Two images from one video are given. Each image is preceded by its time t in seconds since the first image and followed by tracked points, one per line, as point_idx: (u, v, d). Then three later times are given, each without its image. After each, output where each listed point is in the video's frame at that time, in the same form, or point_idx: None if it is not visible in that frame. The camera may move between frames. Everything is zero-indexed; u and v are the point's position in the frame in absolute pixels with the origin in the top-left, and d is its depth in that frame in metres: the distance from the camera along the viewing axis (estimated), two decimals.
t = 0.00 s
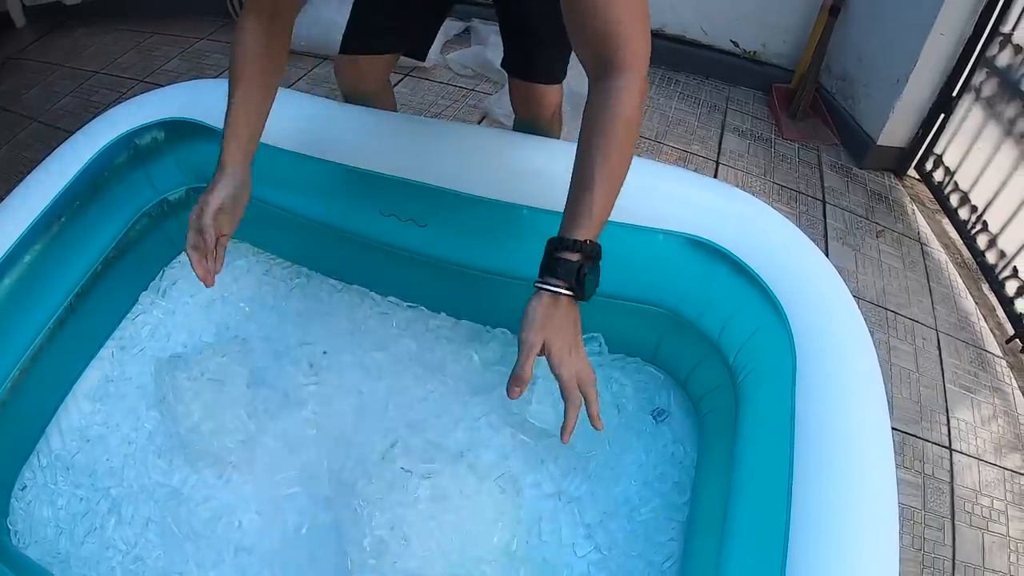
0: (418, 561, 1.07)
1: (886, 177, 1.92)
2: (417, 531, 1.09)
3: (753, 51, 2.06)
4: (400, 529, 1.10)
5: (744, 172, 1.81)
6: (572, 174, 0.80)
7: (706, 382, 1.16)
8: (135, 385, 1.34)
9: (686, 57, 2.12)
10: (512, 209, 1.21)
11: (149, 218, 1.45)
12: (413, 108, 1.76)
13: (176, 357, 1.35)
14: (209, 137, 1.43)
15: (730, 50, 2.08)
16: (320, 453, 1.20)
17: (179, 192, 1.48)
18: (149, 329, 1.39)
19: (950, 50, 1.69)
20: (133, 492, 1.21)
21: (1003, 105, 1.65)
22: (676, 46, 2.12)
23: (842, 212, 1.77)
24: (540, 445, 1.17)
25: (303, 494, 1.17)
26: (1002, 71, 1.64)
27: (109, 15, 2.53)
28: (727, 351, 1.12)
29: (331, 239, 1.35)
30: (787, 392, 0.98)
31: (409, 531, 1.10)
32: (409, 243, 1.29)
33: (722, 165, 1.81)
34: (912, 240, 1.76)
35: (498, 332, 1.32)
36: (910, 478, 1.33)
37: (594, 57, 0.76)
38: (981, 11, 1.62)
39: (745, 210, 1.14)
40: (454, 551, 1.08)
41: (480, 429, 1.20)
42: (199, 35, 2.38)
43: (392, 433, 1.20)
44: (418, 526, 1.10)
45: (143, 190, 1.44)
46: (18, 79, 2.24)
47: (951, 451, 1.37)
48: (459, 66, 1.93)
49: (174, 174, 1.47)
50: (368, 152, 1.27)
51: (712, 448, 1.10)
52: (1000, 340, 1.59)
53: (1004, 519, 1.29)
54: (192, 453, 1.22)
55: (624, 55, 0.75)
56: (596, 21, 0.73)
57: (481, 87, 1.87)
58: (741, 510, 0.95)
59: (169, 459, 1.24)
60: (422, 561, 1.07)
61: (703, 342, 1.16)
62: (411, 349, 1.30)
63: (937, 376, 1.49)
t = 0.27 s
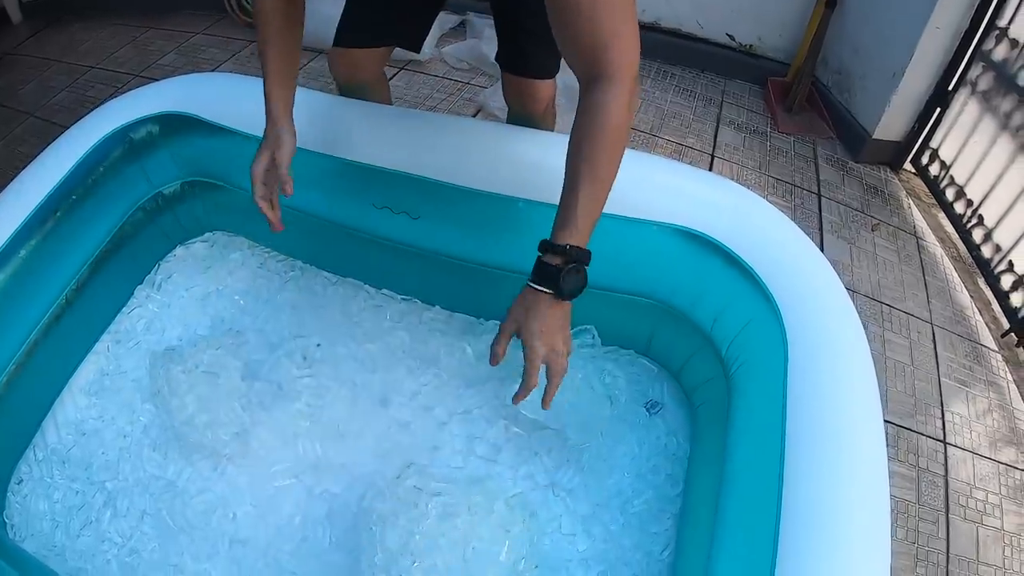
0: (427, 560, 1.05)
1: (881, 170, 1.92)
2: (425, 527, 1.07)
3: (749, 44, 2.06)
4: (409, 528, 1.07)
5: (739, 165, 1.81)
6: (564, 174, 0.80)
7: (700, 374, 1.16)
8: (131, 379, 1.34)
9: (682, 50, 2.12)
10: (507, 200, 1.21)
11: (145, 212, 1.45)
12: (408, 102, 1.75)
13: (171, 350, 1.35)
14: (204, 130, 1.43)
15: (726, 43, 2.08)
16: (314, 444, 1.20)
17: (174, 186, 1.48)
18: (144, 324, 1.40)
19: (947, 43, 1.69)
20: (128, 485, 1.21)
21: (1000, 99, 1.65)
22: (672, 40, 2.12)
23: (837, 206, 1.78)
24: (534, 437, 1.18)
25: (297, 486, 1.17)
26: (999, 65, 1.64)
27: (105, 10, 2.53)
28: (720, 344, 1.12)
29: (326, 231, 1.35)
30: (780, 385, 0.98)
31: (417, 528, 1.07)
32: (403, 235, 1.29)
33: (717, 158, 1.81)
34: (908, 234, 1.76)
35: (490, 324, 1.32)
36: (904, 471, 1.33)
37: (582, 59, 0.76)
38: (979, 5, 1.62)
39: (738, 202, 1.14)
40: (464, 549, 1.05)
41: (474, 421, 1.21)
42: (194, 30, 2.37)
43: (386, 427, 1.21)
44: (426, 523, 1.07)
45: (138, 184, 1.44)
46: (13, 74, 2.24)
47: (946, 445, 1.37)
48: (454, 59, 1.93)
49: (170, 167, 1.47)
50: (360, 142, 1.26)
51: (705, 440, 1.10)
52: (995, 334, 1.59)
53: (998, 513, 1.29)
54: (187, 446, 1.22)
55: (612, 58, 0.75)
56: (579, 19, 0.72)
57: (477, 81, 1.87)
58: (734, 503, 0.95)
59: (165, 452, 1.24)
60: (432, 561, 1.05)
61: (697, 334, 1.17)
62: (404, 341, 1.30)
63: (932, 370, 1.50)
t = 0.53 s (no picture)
0: (417, 545, 1.05)
1: (877, 160, 1.91)
2: (414, 513, 1.06)
3: (746, 32, 2.05)
4: (399, 513, 1.07)
5: (734, 153, 1.80)
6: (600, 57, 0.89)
7: (691, 361, 1.16)
8: (122, 365, 1.33)
9: (678, 38, 2.11)
10: (498, 184, 1.19)
11: (136, 198, 1.43)
12: (403, 87, 1.74)
13: (161, 336, 1.35)
14: (194, 115, 1.40)
15: (722, 31, 2.07)
16: (303, 430, 1.19)
17: (165, 171, 1.47)
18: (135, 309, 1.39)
19: (944, 33, 1.68)
20: (119, 471, 1.21)
21: (997, 90, 1.64)
22: (668, 27, 2.11)
23: (832, 195, 1.77)
24: (523, 423, 1.17)
25: (287, 472, 1.17)
26: (996, 56, 1.63)
27: None
28: (712, 331, 1.12)
29: (322, 217, 1.35)
30: (771, 373, 0.98)
31: (407, 513, 1.07)
32: (396, 219, 1.29)
33: (712, 146, 1.80)
34: (903, 224, 1.75)
35: (482, 309, 1.32)
36: (896, 462, 1.33)
37: None
38: None
39: (731, 189, 1.13)
40: (454, 536, 1.05)
41: (464, 406, 1.21)
42: (189, 16, 2.36)
43: (377, 413, 1.21)
44: (416, 509, 1.07)
45: (130, 169, 1.42)
46: (7, 59, 2.23)
47: (939, 436, 1.37)
48: (449, 45, 1.91)
49: (160, 153, 1.45)
50: (342, 126, 1.23)
51: (696, 428, 1.09)
52: (990, 326, 1.59)
53: (989, 505, 1.29)
54: (177, 431, 1.22)
55: None
56: None
57: (472, 67, 1.86)
58: (723, 492, 0.95)
59: (156, 438, 1.24)
60: (422, 547, 1.05)
61: (689, 320, 1.16)
62: (395, 326, 1.30)
63: (925, 361, 1.49)
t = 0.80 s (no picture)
0: (422, 526, 1.03)
1: (883, 142, 1.88)
2: (419, 493, 1.05)
3: (751, 11, 2.02)
4: (404, 493, 1.06)
5: (739, 133, 1.77)
6: None
7: (699, 338, 1.14)
8: (121, 346, 1.32)
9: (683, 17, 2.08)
10: (505, 157, 1.17)
11: (134, 176, 1.40)
12: (404, 65, 1.72)
13: (160, 315, 1.33)
14: (192, 91, 1.36)
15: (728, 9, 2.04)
16: (305, 409, 1.18)
17: (164, 149, 1.43)
18: (133, 290, 1.38)
19: (954, 13, 1.65)
20: (119, 453, 1.20)
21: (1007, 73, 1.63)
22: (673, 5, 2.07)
23: (838, 176, 1.75)
24: (528, 403, 1.16)
25: (288, 452, 1.15)
26: (1006, 38, 1.62)
27: None
28: (719, 308, 1.10)
29: (321, 192, 1.32)
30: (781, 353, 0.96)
31: (412, 493, 1.06)
32: (399, 195, 1.26)
33: (717, 124, 1.77)
34: (909, 206, 1.74)
35: (486, 287, 1.30)
36: (901, 445, 1.32)
37: None
38: None
39: (739, 164, 1.11)
40: (460, 516, 1.04)
41: (467, 385, 1.20)
42: None
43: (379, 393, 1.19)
44: (421, 488, 1.06)
45: (127, 148, 1.38)
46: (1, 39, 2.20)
47: (944, 419, 1.36)
48: (450, 23, 1.88)
49: (158, 130, 1.41)
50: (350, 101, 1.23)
51: (702, 406, 1.08)
52: (996, 310, 1.57)
53: (994, 489, 1.28)
54: (177, 412, 1.20)
55: None
56: None
57: (473, 45, 1.83)
58: (732, 471, 0.94)
59: (156, 419, 1.22)
60: (427, 527, 1.03)
61: (696, 298, 1.15)
62: (398, 305, 1.28)
63: (931, 343, 1.48)
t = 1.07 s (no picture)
0: (448, 499, 1.02)
1: (902, 121, 1.85)
2: (444, 465, 1.04)
3: None
4: (428, 465, 1.04)
5: (760, 108, 1.74)
6: None
7: (724, 310, 1.13)
8: (135, 321, 1.30)
9: None
10: (527, 125, 1.15)
11: (147, 150, 1.38)
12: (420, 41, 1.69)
13: (175, 288, 1.32)
14: (208, 62, 1.34)
15: None
16: (324, 382, 1.17)
17: (176, 122, 1.41)
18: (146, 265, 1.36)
19: None
20: (133, 429, 1.19)
21: None
22: None
23: (858, 154, 1.73)
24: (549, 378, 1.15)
25: (307, 426, 1.14)
26: None
27: None
28: (747, 281, 1.09)
29: (342, 163, 1.31)
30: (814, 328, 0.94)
31: (437, 465, 1.04)
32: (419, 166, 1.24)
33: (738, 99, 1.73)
34: (928, 185, 1.71)
35: (507, 259, 1.28)
36: (922, 424, 1.30)
37: None
38: None
39: (765, 129, 1.08)
40: (486, 489, 1.02)
41: (489, 357, 1.19)
42: None
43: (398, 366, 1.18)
44: (446, 460, 1.04)
45: (139, 121, 1.36)
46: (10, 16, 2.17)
47: (964, 399, 1.34)
48: None
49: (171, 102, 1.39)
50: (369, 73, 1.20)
51: (729, 378, 1.07)
52: (1015, 292, 1.55)
53: (1014, 471, 1.27)
54: (193, 385, 1.19)
55: None
56: None
57: (489, 20, 1.80)
58: (763, 447, 0.92)
59: (171, 393, 1.21)
60: (452, 500, 1.02)
61: (721, 271, 1.13)
62: (417, 276, 1.27)
63: (951, 322, 1.46)
